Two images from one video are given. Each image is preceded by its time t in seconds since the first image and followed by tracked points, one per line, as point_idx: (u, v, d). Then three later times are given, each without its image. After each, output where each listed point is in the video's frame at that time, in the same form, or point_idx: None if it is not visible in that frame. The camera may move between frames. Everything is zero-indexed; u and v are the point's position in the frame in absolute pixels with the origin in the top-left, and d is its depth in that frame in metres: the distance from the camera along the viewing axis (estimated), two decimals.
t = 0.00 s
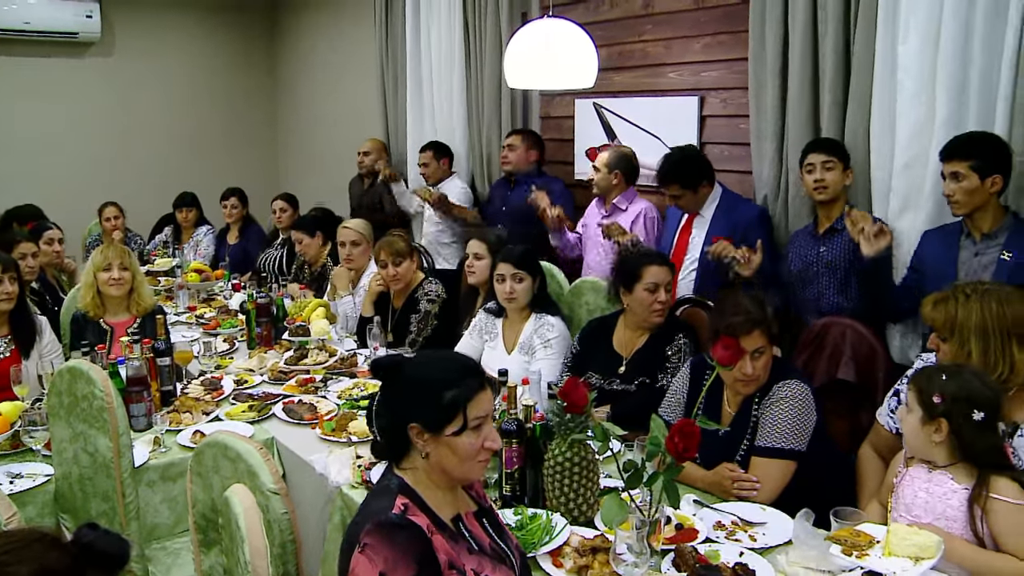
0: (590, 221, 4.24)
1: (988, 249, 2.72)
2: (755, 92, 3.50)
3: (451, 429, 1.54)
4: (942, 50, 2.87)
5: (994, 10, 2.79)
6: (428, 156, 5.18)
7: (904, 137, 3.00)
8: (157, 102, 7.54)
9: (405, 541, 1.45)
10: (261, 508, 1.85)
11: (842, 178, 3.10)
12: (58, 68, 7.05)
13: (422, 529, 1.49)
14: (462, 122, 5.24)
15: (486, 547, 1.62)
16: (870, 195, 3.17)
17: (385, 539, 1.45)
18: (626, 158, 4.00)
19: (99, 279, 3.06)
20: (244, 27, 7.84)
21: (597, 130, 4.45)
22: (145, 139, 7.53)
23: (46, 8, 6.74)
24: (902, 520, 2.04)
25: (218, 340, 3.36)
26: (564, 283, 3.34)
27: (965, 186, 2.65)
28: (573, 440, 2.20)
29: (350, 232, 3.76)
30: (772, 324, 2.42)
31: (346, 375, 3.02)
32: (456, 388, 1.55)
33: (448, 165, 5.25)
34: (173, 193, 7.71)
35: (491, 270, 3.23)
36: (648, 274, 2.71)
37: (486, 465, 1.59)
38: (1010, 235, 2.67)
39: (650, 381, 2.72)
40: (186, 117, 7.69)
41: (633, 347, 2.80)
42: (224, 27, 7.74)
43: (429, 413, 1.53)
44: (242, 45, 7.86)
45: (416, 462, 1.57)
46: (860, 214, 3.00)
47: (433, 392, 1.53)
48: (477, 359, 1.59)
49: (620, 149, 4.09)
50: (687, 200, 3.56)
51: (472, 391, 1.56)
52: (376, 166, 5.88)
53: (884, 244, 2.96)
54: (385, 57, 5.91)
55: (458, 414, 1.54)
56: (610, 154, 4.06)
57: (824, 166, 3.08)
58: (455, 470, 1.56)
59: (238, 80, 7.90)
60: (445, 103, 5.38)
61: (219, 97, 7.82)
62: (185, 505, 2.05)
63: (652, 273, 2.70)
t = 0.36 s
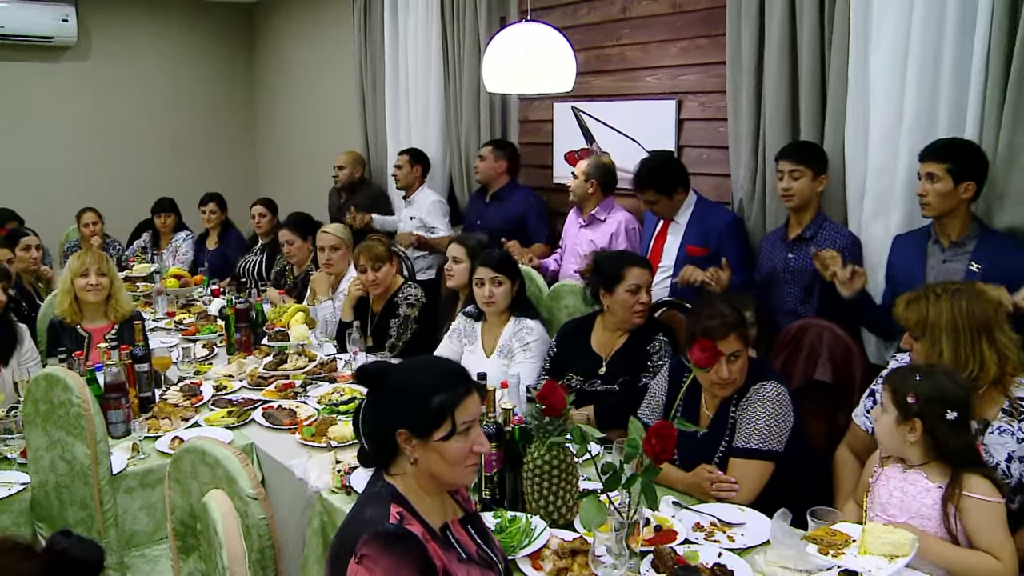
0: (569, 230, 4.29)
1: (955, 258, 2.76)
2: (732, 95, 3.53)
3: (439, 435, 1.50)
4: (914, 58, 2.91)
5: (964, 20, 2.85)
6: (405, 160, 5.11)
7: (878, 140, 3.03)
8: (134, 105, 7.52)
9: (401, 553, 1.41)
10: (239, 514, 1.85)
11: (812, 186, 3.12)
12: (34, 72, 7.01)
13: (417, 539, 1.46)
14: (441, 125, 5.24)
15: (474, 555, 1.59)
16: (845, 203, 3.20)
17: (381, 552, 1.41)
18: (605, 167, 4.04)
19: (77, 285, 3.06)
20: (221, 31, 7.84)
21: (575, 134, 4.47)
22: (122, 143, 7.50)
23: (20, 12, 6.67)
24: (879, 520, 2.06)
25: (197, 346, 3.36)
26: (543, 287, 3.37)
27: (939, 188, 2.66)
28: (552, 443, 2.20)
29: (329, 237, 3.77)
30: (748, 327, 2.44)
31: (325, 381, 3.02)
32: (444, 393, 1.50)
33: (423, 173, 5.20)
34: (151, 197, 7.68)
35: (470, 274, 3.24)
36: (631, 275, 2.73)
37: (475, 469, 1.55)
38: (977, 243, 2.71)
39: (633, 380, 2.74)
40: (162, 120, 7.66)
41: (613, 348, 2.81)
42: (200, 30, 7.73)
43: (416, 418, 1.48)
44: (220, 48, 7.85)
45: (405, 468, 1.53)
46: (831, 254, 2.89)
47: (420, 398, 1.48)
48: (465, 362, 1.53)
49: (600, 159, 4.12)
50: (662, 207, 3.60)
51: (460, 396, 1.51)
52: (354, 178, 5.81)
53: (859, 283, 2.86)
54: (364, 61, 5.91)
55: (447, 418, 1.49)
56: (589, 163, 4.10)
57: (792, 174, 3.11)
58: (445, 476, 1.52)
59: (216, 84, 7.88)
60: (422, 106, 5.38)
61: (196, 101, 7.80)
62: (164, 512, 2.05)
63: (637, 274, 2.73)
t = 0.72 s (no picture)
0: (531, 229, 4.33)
1: (896, 255, 2.84)
2: (710, 100, 3.56)
3: (429, 442, 1.49)
4: (881, 62, 2.96)
5: (932, 24, 2.87)
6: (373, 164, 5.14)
7: (852, 144, 3.08)
8: (111, 109, 7.48)
9: (392, 563, 1.41)
10: (218, 519, 1.83)
11: (768, 197, 3.21)
12: (9, 76, 6.96)
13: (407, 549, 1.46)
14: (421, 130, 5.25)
15: (459, 562, 1.60)
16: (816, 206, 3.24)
17: (371, 563, 1.40)
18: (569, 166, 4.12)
19: (53, 291, 3.04)
20: (198, 35, 7.82)
21: (553, 139, 4.49)
22: (99, 147, 7.46)
23: None
24: (854, 520, 2.07)
25: (175, 352, 3.35)
26: (522, 291, 3.39)
27: (888, 187, 2.74)
28: (531, 447, 2.20)
29: (308, 241, 3.77)
30: (725, 329, 2.47)
31: (304, 386, 3.02)
32: (432, 399, 1.49)
33: (392, 174, 5.22)
34: (129, 202, 7.64)
35: (449, 278, 3.25)
36: (603, 279, 2.75)
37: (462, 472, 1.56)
38: (917, 239, 2.80)
39: (609, 383, 2.76)
40: (140, 124, 7.62)
41: (587, 352, 2.83)
42: (178, 34, 7.71)
43: (406, 426, 1.47)
44: (198, 52, 7.84)
45: (393, 477, 1.52)
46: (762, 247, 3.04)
47: (408, 406, 1.47)
48: (449, 367, 1.52)
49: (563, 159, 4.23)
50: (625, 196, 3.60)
51: (447, 401, 1.50)
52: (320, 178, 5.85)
53: (791, 272, 3.04)
54: (343, 66, 5.91)
55: (437, 424, 1.49)
56: (554, 163, 4.19)
57: (749, 189, 3.20)
58: (434, 481, 1.52)
59: (194, 88, 7.86)
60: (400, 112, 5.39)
61: (174, 105, 7.77)
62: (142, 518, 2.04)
63: (608, 279, 2.74)
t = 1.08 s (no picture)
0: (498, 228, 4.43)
1: (857, 253, 2.92)
2: (688, 104, 3.59)
3: (415, 441, 1.50)
4: (854, 67, 3.04)
5: (903, 28, 2.95)
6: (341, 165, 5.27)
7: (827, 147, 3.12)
8: (90, 112, 7.43)
9: (358, 566, 1.42)
10: (198, 523, 1.83)
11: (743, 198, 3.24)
12: None
13: (374, 552, 1.45)
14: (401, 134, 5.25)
15: (433, 565, 1.59)
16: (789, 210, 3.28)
17: (337, 566, 1.41)
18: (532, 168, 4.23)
19: (30, 296, 3.02)
20: (177, 39, 7.80)
21: (533, 142, 4.51)
22: (77, 150, 7.41)
23: None
24: (832, 521, 2.09)
25: (154, 356, 3.34)
26: (502, 294, 3.40)
27: (842, 192, 2.81)
28: (510, 450, 2.21)
29: (288, 245, 3.77)
30: (704, 331, 2.48)
31: (285, 390, 3.02)
32: (417, 400, 1.50)
33: (360, 176, 5.35)
34: (108, 206, 7.60)
35: (429, 282, 3.26)
36: (580, 283, 2.77)
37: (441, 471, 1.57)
38: (878, 238, 2.86)
39: (588, 386, 2.76)
40: (119, 127, 7.58)
41: (566, 355, 2.84)
42: (157, 37, 7.68)
43: (394, 428, 1.47)
44: (177, 55, 7.81)
45: (376, 481, 1.51)
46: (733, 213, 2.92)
47: (396, 407, 1.47)
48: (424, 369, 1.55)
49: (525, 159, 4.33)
50: (586, 182, 3.70)
51: (428, 401, 1.53)
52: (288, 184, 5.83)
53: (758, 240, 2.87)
54: (323, 71, 5.90)
55: (421, 423, 1.51)
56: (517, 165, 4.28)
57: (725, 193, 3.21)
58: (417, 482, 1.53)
59: (174, 91, 7.83)
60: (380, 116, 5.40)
61: (154, 108, 7.74)
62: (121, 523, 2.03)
63: (583, 283, 2.76)
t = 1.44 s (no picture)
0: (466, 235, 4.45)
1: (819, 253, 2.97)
2: (666, 106, 3.60)
3: (372, 439, 1.49)
4: (834, 69, 3.06)
5: (882, 30, 2.97)
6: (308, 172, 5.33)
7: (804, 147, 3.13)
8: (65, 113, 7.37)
9: (311, 564, 1.41)
10: (175, 528, 1.82)
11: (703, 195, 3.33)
12: None
13: (327, 553, 1.44)
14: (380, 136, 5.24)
15: (398, 564, 1.57)
16: (773, 215, 3.26)
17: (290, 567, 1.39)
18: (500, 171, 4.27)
19: (4, 299, 3.00)
20: (155, 41, 7.77)
21: (511, 145, 4.51)
22: (53, 151, 7.35)
23: None
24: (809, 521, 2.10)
25: (130, 361, 3.32)
26: (480, 298, 3.41)
27: (795, 197, 2.89)
28: (489, 452, 2.21)
29: (265, 249, 3.76)
30: (681, 333, 2.49)
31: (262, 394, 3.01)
32: (376, 398, 1.50)
33: (322, 180, 5.42)
34: (85, 207, 7.54)
35: (407, 285, 3.26)
36: (554, 283, 2.79)
37: (401, 471, 1.56)
38: (839, 238, 2.93)
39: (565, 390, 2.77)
40: (95, 129, 7.52)
41: (543, 359, 2.85)
42: (133, 38, 7.64)
43: (351, 425, 1.47)
44: (154, 56, 7.77)
45: (334, 480, 1.50)
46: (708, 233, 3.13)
47: (352, 404, 1.47)
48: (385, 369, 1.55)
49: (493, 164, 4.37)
50: (563, 182, 3.71)
51: (388, 400, 1.53)
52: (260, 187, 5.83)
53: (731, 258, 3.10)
54: (300, 73, 5.88)
55: (380, 422, 1.50)
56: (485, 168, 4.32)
57: (687, 186, 3.30)
58: (375, 480, 1.52)
59: (150, 92, 7.79)
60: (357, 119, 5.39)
61: (130, 109, 7.69)
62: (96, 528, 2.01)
63: (557, 283, 2.79)
